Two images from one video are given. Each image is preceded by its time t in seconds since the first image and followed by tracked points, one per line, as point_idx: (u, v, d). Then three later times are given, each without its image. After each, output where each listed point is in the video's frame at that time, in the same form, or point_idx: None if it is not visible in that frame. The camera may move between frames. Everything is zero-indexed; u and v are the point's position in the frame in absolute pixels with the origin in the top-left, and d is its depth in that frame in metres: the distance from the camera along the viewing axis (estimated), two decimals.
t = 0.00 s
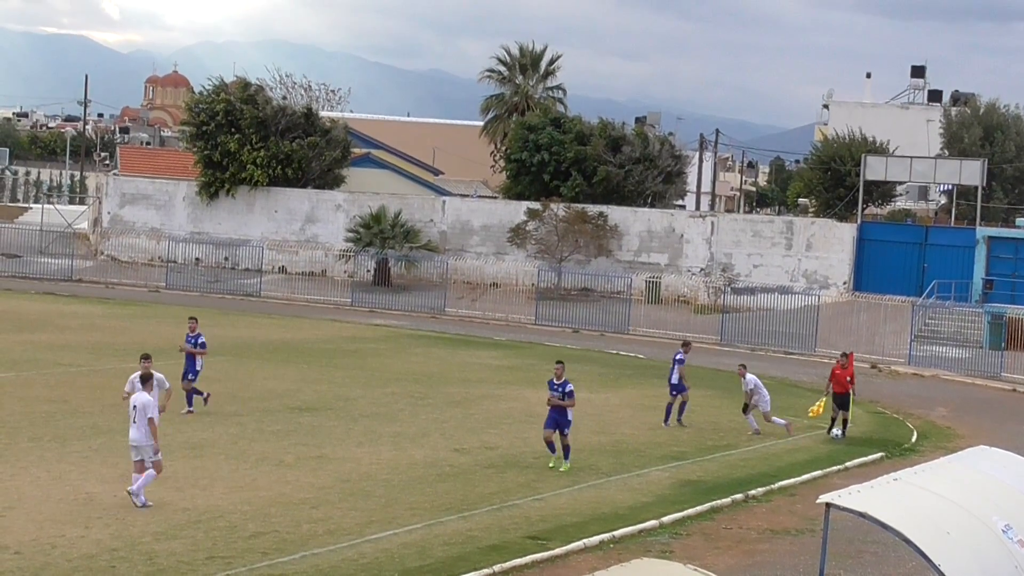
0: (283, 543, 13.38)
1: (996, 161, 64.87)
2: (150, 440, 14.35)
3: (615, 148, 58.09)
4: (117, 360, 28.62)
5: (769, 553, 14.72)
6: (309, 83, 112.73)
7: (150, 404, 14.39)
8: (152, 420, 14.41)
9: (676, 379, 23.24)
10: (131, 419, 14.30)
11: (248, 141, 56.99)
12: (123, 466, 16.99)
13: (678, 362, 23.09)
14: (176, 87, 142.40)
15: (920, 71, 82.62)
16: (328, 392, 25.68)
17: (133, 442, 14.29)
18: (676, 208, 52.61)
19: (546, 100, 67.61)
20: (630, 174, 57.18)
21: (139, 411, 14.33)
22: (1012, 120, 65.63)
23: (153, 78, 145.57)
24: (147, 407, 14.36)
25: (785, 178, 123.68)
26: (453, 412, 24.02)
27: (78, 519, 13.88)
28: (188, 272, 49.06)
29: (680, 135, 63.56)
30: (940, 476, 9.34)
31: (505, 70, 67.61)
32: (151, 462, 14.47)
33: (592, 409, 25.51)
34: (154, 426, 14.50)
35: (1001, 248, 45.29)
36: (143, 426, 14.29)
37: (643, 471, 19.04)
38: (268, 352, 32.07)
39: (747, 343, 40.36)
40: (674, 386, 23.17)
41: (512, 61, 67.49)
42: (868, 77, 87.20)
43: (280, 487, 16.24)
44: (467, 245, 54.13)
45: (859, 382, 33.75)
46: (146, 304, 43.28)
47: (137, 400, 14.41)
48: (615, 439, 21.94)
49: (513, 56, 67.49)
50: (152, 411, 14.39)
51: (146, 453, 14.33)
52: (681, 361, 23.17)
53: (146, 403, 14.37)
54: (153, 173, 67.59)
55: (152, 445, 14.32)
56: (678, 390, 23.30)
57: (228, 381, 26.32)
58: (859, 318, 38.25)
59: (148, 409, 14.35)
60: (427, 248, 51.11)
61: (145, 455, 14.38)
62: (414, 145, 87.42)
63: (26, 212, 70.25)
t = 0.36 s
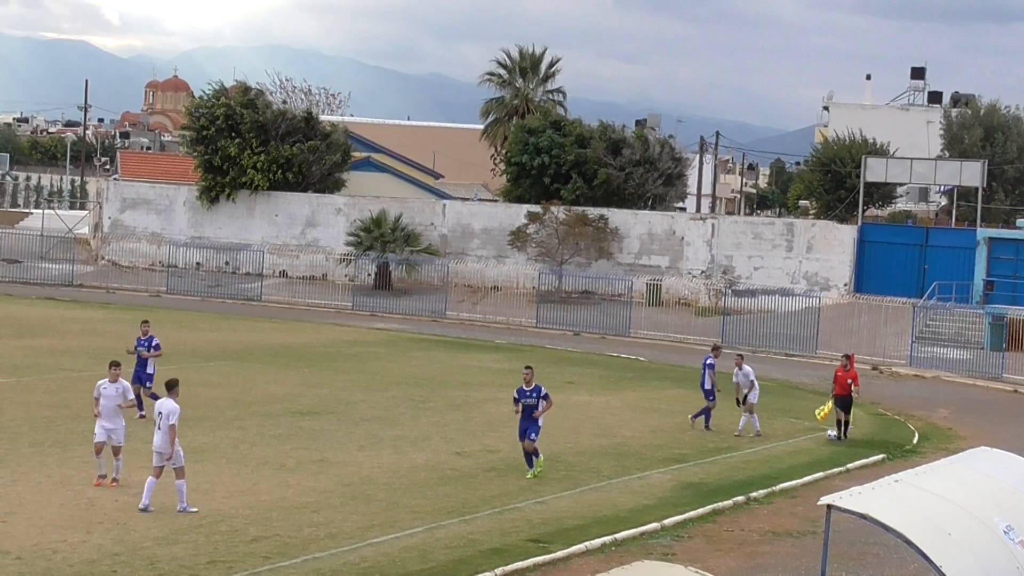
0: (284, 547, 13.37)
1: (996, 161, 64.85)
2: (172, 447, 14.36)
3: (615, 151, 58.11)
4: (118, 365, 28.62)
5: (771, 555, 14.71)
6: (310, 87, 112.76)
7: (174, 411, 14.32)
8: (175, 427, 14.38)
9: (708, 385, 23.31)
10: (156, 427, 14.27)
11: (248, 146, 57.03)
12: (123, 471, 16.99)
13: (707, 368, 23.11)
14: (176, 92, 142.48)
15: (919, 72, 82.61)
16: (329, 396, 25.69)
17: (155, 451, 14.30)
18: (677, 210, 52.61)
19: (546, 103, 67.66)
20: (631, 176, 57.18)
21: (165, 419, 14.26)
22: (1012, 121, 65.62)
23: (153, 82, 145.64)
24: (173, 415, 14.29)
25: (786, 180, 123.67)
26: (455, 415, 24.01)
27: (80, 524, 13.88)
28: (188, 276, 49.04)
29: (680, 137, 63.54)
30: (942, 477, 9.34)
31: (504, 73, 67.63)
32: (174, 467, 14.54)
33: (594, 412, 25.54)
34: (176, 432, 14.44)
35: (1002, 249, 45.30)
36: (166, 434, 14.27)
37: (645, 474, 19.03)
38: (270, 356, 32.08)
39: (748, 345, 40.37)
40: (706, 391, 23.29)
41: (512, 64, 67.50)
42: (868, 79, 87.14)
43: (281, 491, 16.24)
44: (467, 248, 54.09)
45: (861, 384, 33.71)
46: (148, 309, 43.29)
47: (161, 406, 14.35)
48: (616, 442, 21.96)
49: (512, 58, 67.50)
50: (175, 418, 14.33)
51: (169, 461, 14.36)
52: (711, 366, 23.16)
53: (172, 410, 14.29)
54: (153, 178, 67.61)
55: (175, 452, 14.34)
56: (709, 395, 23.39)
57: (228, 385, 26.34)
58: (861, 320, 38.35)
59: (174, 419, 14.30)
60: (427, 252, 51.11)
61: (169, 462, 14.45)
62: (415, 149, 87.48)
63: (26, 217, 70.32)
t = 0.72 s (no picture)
0: (284, 553, 13.36)
1: (995, 164, 64.89)
2: (193, 451, 14.49)
3: (613, 155, 58.15)
4: (116, 372, 28.60)
5: (771, 559, 14.71)
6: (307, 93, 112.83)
7: (196, 414, 14.54)
8: (198, 431, 14.59)
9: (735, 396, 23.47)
10: (177, 430, 14.42)
11: (246, 152, 57.00)
12: (123, 478, 16.98)
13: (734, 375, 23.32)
14: (173, 99, 142.54)
15: (916, 75, 82.69)
16: (328, 401, 25.68)
17: (177, 454, 14.36)
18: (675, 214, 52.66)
19: (543, 107, 67.68)
20: (629, 180, 57.23)
21: (188, 423, 14.45)
22: (1010, 124, 65.66)
23: (151, 89, 145.70)
24: (196, 419, 14.50)
25: (784, 183, 123.72)
26: (454, 420, 24.01)
27: (79, 531, 13.86)
28: (186, 282, 49.00)
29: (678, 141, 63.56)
30: (942, 479, 9.34)
31: (502, 77, 67.66)
32: (185, 474, 14.52)
33: (594, 416, 25.57)
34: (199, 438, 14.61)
35: (1000, 251, 45.47)
36: (188, 436, 14.43)
37: (645, 478, 19.02)
38: (269, 362, 32.07)
39: (747, 348, 40.36)
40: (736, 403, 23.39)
41: (510, 69, 67.54)
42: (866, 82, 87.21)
43: (281, 497, 16.24)
44: (466, 253, 54.14)
45: (860, 387, 33.72)
46: (147, 315, 43.25)
47: (183, 410, 14.54)
48: (616, 446, 21.96)
49: (510, 63, 67.53)
50: (197, 422, 14.53)
51: (190, 465, 14.39)
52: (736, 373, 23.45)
53: (195, 415, 14.50)
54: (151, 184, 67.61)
55: (197, 457, 14.44)
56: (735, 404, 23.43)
57: (226, 391, 26.31)
58: (859, 323, 38.11)
59: (198, 422, 14.50)
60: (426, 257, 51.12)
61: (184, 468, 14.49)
62: (413, 154, 87.51)
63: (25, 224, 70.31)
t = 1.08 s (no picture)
0: (284, 558, 13.35)
1: (994, 166, 64.89)
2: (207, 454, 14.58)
3: (613, 159, 58.15)
4: (116, 378, 28.55)
5: (773, 562, 14.71)
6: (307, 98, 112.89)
7: (207, 418, 14.56)
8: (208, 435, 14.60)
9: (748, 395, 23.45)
10: (188, 434, 14.42)
11: (245, 157, 56.99)
12: (122, 483, 16.97)
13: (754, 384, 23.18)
14: (174, 105, 142.66)
15: (915, 78, 82.69)
16: (328, 406, 25.67)
17: (191, 458, 14.44)
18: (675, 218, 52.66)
19: (543, 111, 67.70)
20: (628, 184, 57.23)
21: (198, 427, 14.47)
22: (1009, 126, 65.66)
23: (152, 96, 145.75)
24: (206, 423, 14.52)
25: (783, 187, 123.77)
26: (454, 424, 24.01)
27: (78, 537, 13.85)
28: (186, 288, 48.99)
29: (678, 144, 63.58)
30: (942, 480, 9.37)
31: (501, 82, 67.68)
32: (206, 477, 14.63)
33: (595, 420, 25.59)
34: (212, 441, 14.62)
35: (1000, 253, 45.56)
36: (203, 441, 14.48)
37: (646, 481, 19.02)
38: (269, 367, 32.05)
39: (747, 352, 40.29)
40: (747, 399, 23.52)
41: (510, 73, 67.61)
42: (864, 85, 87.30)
43: (280, 501, 16.24)
44: (466, 258, 54.15)
45: (861, 389, 33.71)
46: (146, 321, 43.18)
47: (192, 415, 14.54)
48: (616, 449, 21.97)
49: (509, 67, 67.56)
50: (208, 426, 14.55)
51: (209, 467, 14.54)
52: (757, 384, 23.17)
53: (204, 418, 14.52)
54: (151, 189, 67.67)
55: (213, 460, 14.55)
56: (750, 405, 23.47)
57: (226, 397, 26.29)
58: (859, 325, 38.18)
59: (208, 426, 14.52)
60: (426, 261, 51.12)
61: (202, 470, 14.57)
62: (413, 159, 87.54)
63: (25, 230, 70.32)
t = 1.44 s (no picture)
0: (291, 554, 14.25)
1: (983, 170, 65.91)
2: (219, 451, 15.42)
3: (610, 164, 59.16)
4: (127, 379, 29.48)
5: (768, 556, 15.61)
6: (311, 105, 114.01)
7: (221, 417, 15.33)
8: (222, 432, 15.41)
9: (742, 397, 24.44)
10: (203, 433, 15.26)
11: (252, 163, 57.89)
12: (134, 482, 17.86)
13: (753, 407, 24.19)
14: (181, 112, 143.96)
15: (907, 84, 83.67)
16: (334, 406, 26.60)
17: (205, 456, 15.32)
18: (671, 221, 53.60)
19: (542, 117, 68.66)
20: (626, 189, 58.22)
21: (212, 426, 15.28)
22: (997, 130, 66.73)
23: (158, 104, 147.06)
24: (219, 422, 15.30)
25: (779, 190, 124.90)
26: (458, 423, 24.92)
27: (91, 534, 14.76)
28: (196, 291, 49.66)
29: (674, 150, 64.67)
30: (932, 479, 10.22)
31: (501, 89, 68.60)
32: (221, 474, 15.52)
33: (593, 419, 26.49)
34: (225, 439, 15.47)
35: (988, 255, 46.60)
36: (216, 439, 15.29)
37: (644, 478, 19.93)
38: (276, 368, 32.98)
39: (743, 352, 41.06)
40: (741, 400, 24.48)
41: (510, 80, 68.51)
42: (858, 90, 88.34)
43: (288, 499, 17.13)
44: (468, 261, 55.04)
45: (853, 388, 34.63)
46: (155, 323, 44.14)
47: (207, 414, 15.33)
48: (613, 447, 22.87)
49: (509, 75, 68.51)
50: (222, 424, 15.33)
51: (222, 465, 15.37)
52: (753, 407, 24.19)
53: (218, 417, 15.30)
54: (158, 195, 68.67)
55: (224, 458, 15.35)
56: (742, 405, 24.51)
57: (233, 397, 27.19)
58: (852, 325, 39.47)
59: (221, 424, 15.30)
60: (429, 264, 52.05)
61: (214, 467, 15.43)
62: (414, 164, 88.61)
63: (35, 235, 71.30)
